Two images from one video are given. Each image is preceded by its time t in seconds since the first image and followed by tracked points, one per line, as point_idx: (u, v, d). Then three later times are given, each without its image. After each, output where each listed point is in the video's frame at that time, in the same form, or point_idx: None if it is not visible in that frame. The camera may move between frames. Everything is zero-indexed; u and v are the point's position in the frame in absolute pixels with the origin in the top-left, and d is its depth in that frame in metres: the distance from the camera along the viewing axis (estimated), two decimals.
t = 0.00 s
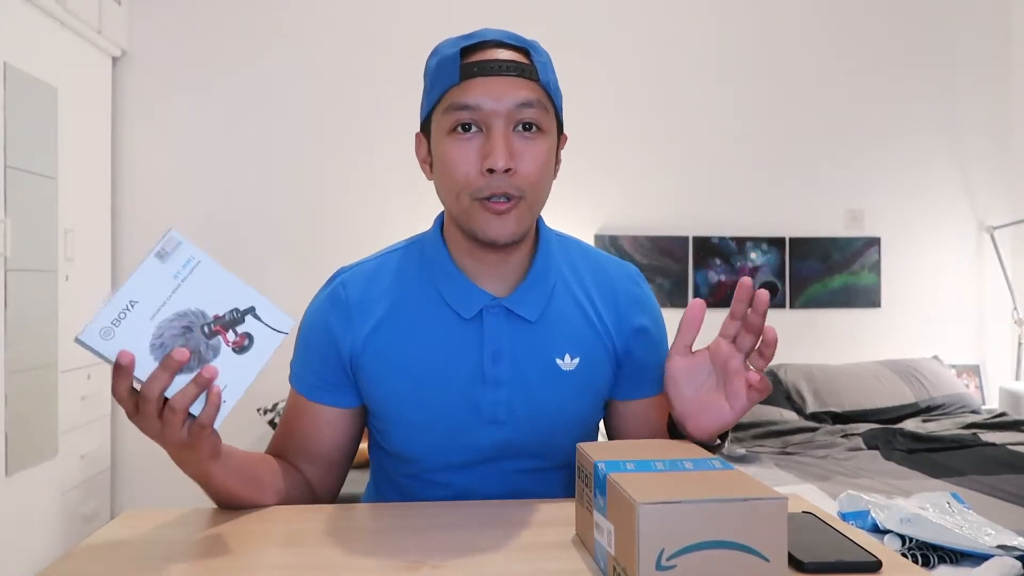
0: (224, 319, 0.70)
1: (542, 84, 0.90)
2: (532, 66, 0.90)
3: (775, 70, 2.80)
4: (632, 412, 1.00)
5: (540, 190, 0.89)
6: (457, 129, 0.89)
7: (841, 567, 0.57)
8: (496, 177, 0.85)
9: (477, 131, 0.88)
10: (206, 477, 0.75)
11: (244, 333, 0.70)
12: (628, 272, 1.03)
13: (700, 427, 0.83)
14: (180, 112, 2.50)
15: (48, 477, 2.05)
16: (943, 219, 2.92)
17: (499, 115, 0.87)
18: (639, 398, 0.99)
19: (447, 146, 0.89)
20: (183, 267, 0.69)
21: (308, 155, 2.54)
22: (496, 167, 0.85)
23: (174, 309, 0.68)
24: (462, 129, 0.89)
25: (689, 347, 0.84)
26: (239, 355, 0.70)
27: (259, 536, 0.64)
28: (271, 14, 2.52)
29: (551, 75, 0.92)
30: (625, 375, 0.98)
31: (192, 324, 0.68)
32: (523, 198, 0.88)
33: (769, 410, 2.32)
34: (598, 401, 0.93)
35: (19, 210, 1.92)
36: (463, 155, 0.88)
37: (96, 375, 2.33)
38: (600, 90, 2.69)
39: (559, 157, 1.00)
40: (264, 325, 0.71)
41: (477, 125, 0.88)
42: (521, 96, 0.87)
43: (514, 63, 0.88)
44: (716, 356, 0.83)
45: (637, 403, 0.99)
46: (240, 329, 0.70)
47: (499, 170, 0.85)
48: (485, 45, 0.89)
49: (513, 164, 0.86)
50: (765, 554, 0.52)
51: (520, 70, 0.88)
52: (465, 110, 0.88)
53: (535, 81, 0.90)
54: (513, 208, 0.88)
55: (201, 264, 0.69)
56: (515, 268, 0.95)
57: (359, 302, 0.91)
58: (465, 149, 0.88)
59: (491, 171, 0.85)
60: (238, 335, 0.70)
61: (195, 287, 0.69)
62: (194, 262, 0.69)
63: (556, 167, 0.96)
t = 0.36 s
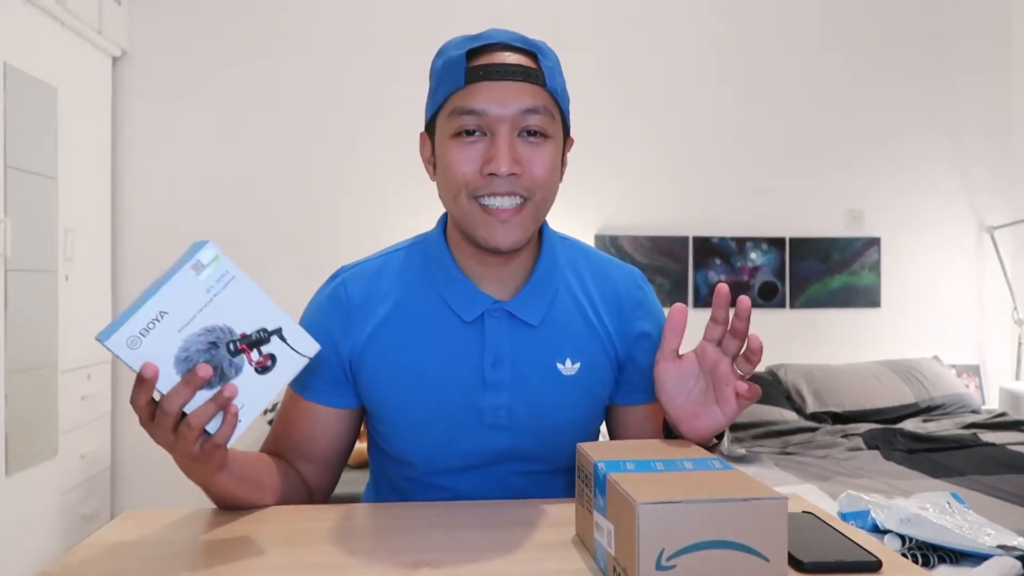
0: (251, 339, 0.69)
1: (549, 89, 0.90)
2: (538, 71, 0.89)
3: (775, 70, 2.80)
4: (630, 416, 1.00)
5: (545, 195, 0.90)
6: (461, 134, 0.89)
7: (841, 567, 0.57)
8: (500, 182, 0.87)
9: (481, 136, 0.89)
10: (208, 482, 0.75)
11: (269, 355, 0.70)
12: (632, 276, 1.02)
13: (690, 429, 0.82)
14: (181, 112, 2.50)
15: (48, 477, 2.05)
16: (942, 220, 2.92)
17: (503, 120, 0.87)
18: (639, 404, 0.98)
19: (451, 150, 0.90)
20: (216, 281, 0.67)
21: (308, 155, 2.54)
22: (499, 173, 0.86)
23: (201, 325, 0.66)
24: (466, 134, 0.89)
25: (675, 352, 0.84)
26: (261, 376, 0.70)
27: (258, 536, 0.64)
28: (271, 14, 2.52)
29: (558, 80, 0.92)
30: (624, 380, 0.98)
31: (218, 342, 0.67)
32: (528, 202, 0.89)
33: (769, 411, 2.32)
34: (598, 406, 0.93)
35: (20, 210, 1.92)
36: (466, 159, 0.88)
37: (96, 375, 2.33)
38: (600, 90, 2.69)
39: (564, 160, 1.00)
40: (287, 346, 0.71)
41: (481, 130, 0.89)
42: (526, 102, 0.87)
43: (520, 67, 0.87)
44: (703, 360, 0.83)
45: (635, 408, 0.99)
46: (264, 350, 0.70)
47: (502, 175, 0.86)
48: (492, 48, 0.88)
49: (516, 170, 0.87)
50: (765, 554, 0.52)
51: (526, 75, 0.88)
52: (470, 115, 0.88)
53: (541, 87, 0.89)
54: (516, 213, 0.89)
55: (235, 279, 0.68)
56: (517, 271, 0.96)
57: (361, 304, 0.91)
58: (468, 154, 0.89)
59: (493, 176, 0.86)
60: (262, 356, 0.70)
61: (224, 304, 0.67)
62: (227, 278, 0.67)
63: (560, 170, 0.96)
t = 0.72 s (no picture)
0: (416, 399, 0.66)
1: (520, 87, 0.90)
2: (509, 70, 0.89)
3: (775, 70, 2.80)
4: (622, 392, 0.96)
5: (519, 185, 0.91)
6: (438, 131, 0.90)
7: (841, 567, 0.57)
8: (473, 175, 0.87)
9: (457, 133, 0.89)
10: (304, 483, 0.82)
11: (423, 418, 0.67)
12: (615, 256, 1.04)
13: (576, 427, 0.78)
14: (180, 112, 2.50)
15: (48, 477, 2.05)
16: (942, 220, 2.92)
17: (476, 117, 0.88)
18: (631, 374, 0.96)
19: (430, 147, 0.90)
20: (423, 337, 0.63)
21: (308, 155, 2.54)
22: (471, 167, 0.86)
23: (382, 367, 0.64)
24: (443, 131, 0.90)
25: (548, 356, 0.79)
26: (404, 432, 0.67)
27: (258, 537, 0.64)
28: (271, 15, 2.52)
29: (534, 74, 0.91)
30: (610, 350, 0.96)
31: (387, 386, 0.65)
32: (501, 191, 0.89)
33: (769, 411, 2.32)
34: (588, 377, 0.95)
35: (20, 210, 1.92)
36: (442, 156, 0.89)
37: (96, 375, 2.33)
38: (600, 90, 2.69)
39: (545, 150, 1.00)
40: (444, 423, 0.68)
41: (457, 127, 0.89)
42: (497, 99, 0.87)
43: (492, 67, 0.88)
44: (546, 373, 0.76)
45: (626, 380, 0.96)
46: (421, 410, 0.67)
47: (474, 169, 0.87)
48: (466, 49, 0.88)
49: (488, 163, 0.87)
50: (765, 554, 0.52)
51: (498, 74, 0.88)
52: (445, 113, 0.88)
53: (513, 84, 0.89)
54: (490, 203, 0.89)
55: (436, 347, 0.64)
56: (506, 253, 0.96)
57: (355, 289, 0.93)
58: (443, 150, 0.89)
59: (466, 170, 0.87)
60: (416, 415, 0.67)
61: (414, 359, 0.64)
62: (432, 342, 0.64)
63: (538, 163, 0.96)
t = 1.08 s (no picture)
0: (487, 376, 0.70)
1: (508, 85, 0.90)
2: (497, 69, 0.89)
3: (775, 70, 2.80)
4: (616, 371, 0.97)
5: (512, 176, 0.91)
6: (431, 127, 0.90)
7: (841, 567, 0.57)
8: (467, 164, 0.87)
9: (450, 128, 0.89)
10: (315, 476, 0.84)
11: (490, 396, 0.70)
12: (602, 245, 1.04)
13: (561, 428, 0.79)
14: (180, 112, 2.50)
15: (48, 477, 2.06)
16: (942, 220, 2.92)
17: (468, 112, 0.88)
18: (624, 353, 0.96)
19: (424, 142, 0.90)
20: (492, 318, 0.68)
21: (308, 155, 2.54)
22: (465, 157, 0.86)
23: (457, 345, 0.67)
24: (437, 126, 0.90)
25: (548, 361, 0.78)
26: (472, 410, 0.70)
27: (258, 537, 0.64)
28: (271, 15, 2.52)
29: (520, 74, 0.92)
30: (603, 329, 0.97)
31: (461, 365, 0.68)
32: (495, 180, 0.89)
33: (769, 410, 2.33)
34: (583, 358, 0.95)
35: (20, 210, 1.92)
36: (436, 150, 0.89)
37: (96, 375, 2.33)
38: (600, 90, 2.69)
39: (532, 150, 1.00)
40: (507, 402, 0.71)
41: (450, 122, 0.89)
42: (487, 95, 0.88)
43: (480, 66, 0.88)
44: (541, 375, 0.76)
45: (618, 359, 0.96)
46: (487, 389, 0.70)
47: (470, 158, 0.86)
48: (456, 50, 0.89)
49: (482, 153, 0.87)
50: (765, 554, 0.52)
51: (487, 72, 0.89)
52: (439, 109, 0.89)
53: (501, 82, 0.90)
54: (486, 192, 0.89)
55: (507, 326, 0.68)
56: (500, 242, 0.96)
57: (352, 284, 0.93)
58: (438, 144, 0.89)
59: (461, 160, 0.87)
60: (484, 394, 0.70)
61: (484, 338, 0.68)
62: (503, 322, 0.68)
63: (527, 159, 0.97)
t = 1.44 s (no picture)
0: (489, 380, 0.69)
1: (519, 86, 0.90)
2: (509, 70, 0.90)
3: (774, 70, 2.80)
4: (616, 372, 0.97)
5: (516, 179, 0.90)
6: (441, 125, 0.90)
7: (841, 567, 0.57)
8: (473, 164, 0.86)
9: (459, 126, 0.89)
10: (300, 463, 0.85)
11: (497, 400, 0.70)
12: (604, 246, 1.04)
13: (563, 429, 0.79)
14: (180, 112, 2.50)
15: (48, 477, 2.06)
16: (942, 220, 2.92)
17: (478, 112, 0.88)
18: (625, 355, 0.96)
19: (432, 140, 0.90)
20: (480, 321, 0.69)
21: (308, 155, 2.54)
22: (472, 155, 0.86)
23: (454, 353, 0.68)
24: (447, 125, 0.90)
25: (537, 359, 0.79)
26: (482, 418, 0.70)
27: (258, 537, 0.64)
28: (271, 15, 2.52)
29: (530, 77, 0.92)
30: (604, 330, 0.97)
31: (462, 373, 0.69)
32: (498, 184, 0.88)
33: (769, 410, 2.33)
34: (583, 360, 0.94)
35: (20, 211, 1.92)
36: (444, 147, 0.89)
37: (95, 375, 2.33)
38: (600, 90, 2.69)
39: (539, 155, 1.00)
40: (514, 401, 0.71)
41: (460, 121, 0.89)
42: (498, 94, 0.88)
43: (492, 67, 0.89)
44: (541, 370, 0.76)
45: (618, 361, 0.96)
46: (492, 394, 0.70)
47: (475, 158, 0.86)
48: (468, 51, 0.90)
49: (489, 153, 0.87)
50: (765, 554, 0.52)
51: (499, 73, 0.89)
52: (449, 107, 0.89)
53: (512, 83, 0.90)
54: (488, 194, 0.88)
55: (498, 323, 0.69)
56: (502, 243, 0.96)
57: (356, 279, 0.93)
58: (446, 142, 0.89)
59: (468, 159, 0.86)
60: (491, 399, 0.70)
61: (478, 341, 0.69)
62: (493, 321, 0.69)
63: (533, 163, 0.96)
